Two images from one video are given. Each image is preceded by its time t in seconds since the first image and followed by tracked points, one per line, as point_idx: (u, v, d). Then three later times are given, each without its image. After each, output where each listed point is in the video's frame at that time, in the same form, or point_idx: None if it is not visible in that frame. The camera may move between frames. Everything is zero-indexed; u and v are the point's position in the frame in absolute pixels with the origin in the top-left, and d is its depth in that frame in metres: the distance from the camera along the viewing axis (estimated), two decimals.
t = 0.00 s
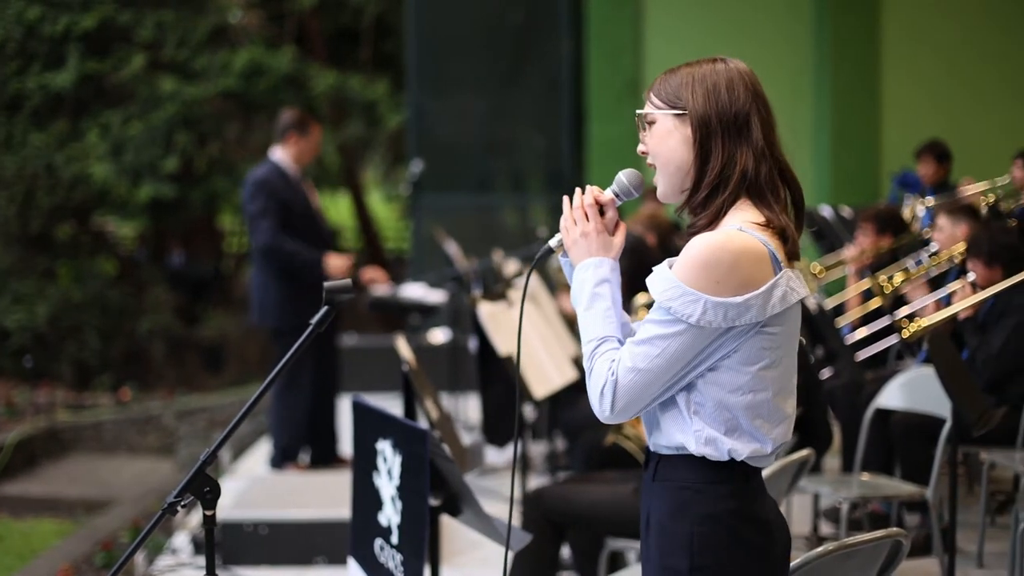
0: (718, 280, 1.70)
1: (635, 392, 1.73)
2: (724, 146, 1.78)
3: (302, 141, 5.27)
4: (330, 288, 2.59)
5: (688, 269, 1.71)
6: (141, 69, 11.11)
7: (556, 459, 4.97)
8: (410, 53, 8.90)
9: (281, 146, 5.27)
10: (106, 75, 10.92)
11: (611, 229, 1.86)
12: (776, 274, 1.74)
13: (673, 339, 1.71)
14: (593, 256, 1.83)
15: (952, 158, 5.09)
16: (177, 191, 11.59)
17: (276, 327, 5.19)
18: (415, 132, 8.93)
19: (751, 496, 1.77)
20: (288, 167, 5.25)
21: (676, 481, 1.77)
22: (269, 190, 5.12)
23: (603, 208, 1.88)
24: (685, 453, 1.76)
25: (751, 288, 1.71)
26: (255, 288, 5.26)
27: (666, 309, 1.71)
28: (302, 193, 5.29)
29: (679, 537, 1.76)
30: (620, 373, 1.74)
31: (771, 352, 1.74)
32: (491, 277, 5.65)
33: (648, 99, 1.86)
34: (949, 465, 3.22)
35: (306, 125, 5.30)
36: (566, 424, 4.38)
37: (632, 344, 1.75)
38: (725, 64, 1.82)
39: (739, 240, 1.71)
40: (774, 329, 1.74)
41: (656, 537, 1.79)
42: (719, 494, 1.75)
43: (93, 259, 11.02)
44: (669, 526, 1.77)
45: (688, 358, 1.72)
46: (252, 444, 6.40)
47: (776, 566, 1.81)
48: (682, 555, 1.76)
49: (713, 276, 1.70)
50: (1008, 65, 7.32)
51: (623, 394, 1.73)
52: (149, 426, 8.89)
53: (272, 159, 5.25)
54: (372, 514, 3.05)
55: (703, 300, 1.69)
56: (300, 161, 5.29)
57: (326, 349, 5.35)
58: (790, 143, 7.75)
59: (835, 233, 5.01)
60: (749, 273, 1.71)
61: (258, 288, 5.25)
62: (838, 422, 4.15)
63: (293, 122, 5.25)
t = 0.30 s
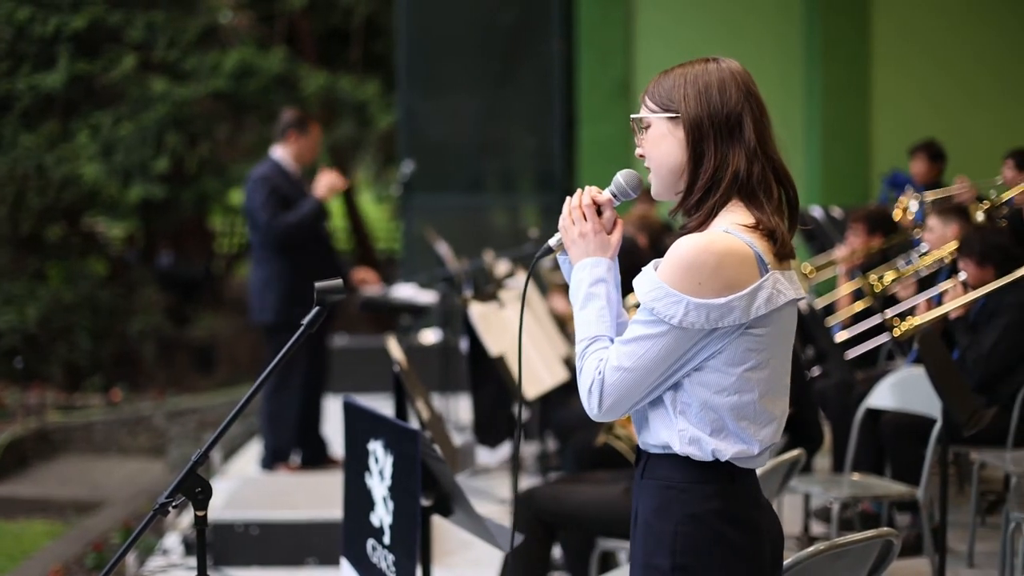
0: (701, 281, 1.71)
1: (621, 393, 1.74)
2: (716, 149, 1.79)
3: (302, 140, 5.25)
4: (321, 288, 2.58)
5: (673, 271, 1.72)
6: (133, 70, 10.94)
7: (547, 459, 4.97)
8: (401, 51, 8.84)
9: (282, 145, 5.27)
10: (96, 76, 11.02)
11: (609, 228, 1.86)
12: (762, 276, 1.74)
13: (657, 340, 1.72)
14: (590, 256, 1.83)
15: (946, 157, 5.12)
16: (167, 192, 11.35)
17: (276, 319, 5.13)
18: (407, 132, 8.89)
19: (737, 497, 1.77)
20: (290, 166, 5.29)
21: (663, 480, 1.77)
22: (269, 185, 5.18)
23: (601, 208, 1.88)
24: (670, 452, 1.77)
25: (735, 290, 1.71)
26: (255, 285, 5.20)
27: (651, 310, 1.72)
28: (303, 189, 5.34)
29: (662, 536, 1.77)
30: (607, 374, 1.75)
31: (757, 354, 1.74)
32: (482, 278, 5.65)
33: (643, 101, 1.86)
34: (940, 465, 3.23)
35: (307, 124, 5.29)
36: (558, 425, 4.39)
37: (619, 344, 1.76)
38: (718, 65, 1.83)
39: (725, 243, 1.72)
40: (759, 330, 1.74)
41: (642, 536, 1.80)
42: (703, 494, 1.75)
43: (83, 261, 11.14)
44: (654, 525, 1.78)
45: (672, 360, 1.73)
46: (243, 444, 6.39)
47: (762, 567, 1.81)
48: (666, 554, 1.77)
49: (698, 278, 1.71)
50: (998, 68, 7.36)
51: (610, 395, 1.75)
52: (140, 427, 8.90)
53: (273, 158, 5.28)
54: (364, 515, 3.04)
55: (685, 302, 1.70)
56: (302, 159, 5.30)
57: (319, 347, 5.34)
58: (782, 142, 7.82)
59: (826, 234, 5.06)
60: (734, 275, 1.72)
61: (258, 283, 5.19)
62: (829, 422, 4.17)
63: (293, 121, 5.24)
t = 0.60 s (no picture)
0: (698, 283, 1.71)
1: (619, 394, 1.74)
2: (708, 152, 1.79)
3: (306, 140, 5.25)
4: (313, 288, 2.57)
5: (670, 273, 1.72)
6: (124, 70, 10.92)
7: (538, 459, 4.98)
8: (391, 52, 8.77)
9: (285, 145, 5.26)
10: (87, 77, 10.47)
11: (602, 227, 1.86)
12: (759, 277, 1.75)
13: (654, 342, 1.72)
14: (584, 256, 1.83)
15: (941, 158, 5.16)
16: (158, 192, 11.30)
17: (274, 321, 5.15)
18: (398, 132, 8.83)
19: (732, 496, 1.78)
20: (292, 165, 5.27)
21: (659, 479, 1.78)
22: (272, 184, 5.15)
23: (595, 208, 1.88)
24: (666, 451, 1.77)
25: (732, 292, 1.71)
26: (253, 284, 5.21)
27: (648, 312, 1.72)
28: (305, 189, 5.33)
29: (658, 534, 1.77)
30: (605, 376, 1.75)
31: (754, 355, 1.75)
32: (473, 278, 5.65)
33: (634, 102, 1.86)
34: (931, 465, 3.24)
35: (311, 124, 5.28)
36: (549, 424, 4.40)
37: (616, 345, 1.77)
38: (708, 64, 1.82)
39: (722, 245, 1.72)
40: (756, 331, 1.74)
41: (637, 533, 1.80)
42: (698, 493, 1.75)
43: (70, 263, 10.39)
44: (649, 523, 1.78)
45: (669, 362, 1.73)
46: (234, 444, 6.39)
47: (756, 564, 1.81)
48: (662, 550, 1.77)
49: (695, 280, 1.71)
50: (992, 67, 7.35)
51: (607, 396, 1.75)
52: (132, 427, 8.93)
53: (277, 158, 5.24)
54: (357, 514, 3.04)
55: (683, 304, 1.70)
56: (303, 160, 5.29)
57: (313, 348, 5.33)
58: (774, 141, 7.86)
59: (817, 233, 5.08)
60: (731, 277, 1.72)
61: (257, 280, 5.20)
62: (821, 421, 4.17)
63: (298, 121, 5.23)
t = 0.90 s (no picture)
0: (701, 288, 1.71)
1: (620, 398, 1.74)
2: (702, 154, 1.79)
3: (305, 139, 5.24)
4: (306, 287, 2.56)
5: (672, 277, 1.72)
6: (115, 70, 10.88)
7: (530, 459, 4.97)
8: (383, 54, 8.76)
9: (286, 144, 5.26)
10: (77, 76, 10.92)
11: (593, 229, 1.87)
12: (759, 279, 1.75)
13: (656, 346, 1.72)
14: (577, 259, 1.84)
15: (938, 158, 5.17)
16: (150, 192, 11.23)
17: (276, 317, 5.15)
18: (390, 131, 8.78)
19: (729, 496, 1.78)
20: (292, 165, 5.27)
21: (658, 480, 1.78)
22: (271, 181, 5.17)
23: (586, 211, 1.88)
24: (666, 453, 1.78)
25: (734, 295, 1.72)
26: (254, 282, 5.20)
27: (650, 317, 1.72)
28: (306, 189, 5.32)
29: (658, 535, 1.77)
30: (606, 380, 1.75)
31: (754, 357, 1.76)
32: (465, 278, 5.65)
33: (624, 104, 1.86)
34: (924, 464, 3.25)
35: (311, 123, 5.29)
36: (542, 424, 4.40)
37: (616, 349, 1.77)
38: (697, 63, 1.82)
39: (723, 248, 1.72)
40: (757, 334, 1.76)
41: (636, 534, 1.80)
42: (697, 493, 1.76)
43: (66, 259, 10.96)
44: (648, 523, 1.78)
45: (670, 365, 1.73)
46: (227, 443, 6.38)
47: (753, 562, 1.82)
48: (662, 550, 1.77)
49: (697, 284, 1.71)
50: (989, 68, 7.40)
51: (609, 400, 1.75)
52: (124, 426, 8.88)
53: (277, 158, 5.25)
54: (349, 514, 3.04)
55: (686, 308, 1.70)
56: (303, 159, 5.29)
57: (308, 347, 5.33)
58: (765, 139, 7.86)
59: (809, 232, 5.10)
60: (732, 280, 1.72)
61: (257, 279, 5.19)
62: (814, 421, 4.18)
63: (298, 120, 5.23)
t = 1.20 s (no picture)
0: (700, 291, 1.72)
1: (615, 401, 1.74)
2: (694, 156, 1.80)
3: (301, 138, 5.26)
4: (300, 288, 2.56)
5: (671, 281, 1.72)
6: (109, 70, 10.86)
7: (524, 459, 4.97)
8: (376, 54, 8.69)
9: (282, 146, 5.28)
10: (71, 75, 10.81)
11: (583, 229, 1.87)
12: (754, 282, 1.77)
13: (654, 350, 1.72)
14: (567, 259, 1.84)
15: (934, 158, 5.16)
16: (144, 192, 11.21)
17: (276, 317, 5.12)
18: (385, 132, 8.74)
19: (722, 496, 1.79)
20: (289, 165, 5.27)
21: (651, 481, 1.78)
22: (269, 183, 5.13)
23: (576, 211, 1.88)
24: (660, 454, 1.78)
25: (731, 299, 1.73)
26: (253, 282, 5.20)
27: (649, 322, 1.72)
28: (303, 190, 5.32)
29: (652, 534, 1.77)
30: (602, 383, 1.75)
31: (749, 359, 1.77)
32: (459, 278, 5.64)
33: (614, 106, 1.86)
34: (917, 463, 3.26)
35: (306, 123, 5.28)
36: (536, 424, 4.40)
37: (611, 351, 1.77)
38: (687, 64, 1.83)
39: (720, 251, 1.73)
40: (752, 337, 1.77)
41: (629, 534, 1.80)
42: (691, 493, 1.76)
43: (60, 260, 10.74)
44: (642, 523, 1.78)
45: (667, 369, 1.73)
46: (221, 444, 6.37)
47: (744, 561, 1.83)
48: (655, 549, 1.77)
49: (696, 288, 1.72)
50: (983, 66, 7.50)
51: (605, 403, 1.75)
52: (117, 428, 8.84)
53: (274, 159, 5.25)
54: (342, 514, 3.04)
55: (685, 312, 1.70)
56: (300, 160, 5.29)
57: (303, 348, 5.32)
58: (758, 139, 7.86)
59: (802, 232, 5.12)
60: (730, 283, 1.73)
61: (256, 280, 5.19)
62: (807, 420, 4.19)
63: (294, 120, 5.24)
